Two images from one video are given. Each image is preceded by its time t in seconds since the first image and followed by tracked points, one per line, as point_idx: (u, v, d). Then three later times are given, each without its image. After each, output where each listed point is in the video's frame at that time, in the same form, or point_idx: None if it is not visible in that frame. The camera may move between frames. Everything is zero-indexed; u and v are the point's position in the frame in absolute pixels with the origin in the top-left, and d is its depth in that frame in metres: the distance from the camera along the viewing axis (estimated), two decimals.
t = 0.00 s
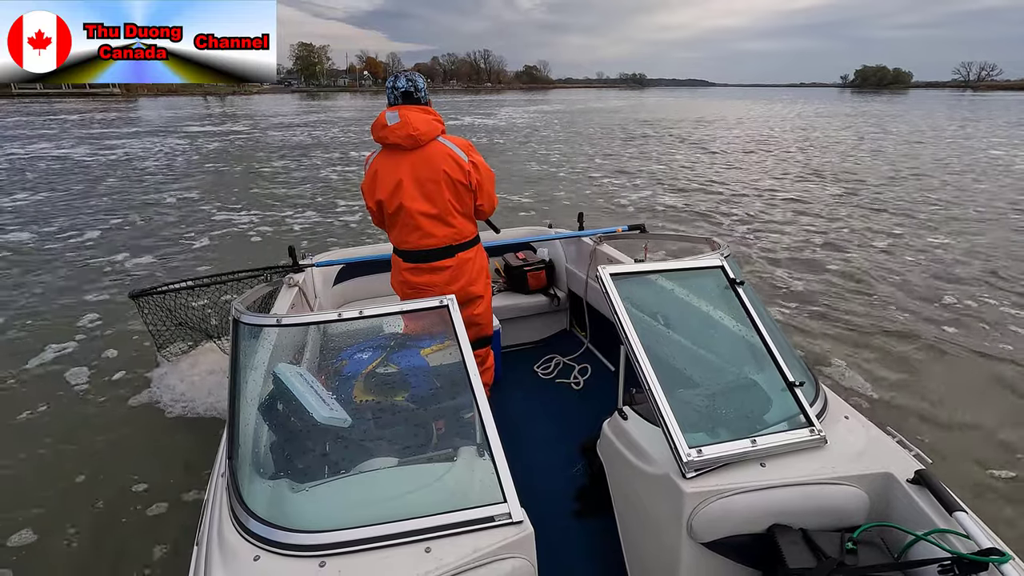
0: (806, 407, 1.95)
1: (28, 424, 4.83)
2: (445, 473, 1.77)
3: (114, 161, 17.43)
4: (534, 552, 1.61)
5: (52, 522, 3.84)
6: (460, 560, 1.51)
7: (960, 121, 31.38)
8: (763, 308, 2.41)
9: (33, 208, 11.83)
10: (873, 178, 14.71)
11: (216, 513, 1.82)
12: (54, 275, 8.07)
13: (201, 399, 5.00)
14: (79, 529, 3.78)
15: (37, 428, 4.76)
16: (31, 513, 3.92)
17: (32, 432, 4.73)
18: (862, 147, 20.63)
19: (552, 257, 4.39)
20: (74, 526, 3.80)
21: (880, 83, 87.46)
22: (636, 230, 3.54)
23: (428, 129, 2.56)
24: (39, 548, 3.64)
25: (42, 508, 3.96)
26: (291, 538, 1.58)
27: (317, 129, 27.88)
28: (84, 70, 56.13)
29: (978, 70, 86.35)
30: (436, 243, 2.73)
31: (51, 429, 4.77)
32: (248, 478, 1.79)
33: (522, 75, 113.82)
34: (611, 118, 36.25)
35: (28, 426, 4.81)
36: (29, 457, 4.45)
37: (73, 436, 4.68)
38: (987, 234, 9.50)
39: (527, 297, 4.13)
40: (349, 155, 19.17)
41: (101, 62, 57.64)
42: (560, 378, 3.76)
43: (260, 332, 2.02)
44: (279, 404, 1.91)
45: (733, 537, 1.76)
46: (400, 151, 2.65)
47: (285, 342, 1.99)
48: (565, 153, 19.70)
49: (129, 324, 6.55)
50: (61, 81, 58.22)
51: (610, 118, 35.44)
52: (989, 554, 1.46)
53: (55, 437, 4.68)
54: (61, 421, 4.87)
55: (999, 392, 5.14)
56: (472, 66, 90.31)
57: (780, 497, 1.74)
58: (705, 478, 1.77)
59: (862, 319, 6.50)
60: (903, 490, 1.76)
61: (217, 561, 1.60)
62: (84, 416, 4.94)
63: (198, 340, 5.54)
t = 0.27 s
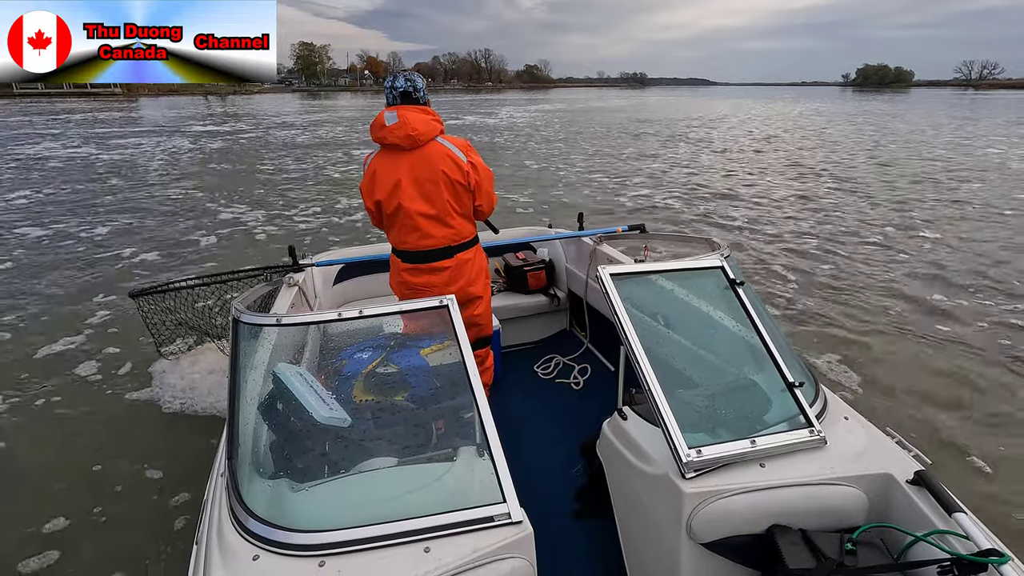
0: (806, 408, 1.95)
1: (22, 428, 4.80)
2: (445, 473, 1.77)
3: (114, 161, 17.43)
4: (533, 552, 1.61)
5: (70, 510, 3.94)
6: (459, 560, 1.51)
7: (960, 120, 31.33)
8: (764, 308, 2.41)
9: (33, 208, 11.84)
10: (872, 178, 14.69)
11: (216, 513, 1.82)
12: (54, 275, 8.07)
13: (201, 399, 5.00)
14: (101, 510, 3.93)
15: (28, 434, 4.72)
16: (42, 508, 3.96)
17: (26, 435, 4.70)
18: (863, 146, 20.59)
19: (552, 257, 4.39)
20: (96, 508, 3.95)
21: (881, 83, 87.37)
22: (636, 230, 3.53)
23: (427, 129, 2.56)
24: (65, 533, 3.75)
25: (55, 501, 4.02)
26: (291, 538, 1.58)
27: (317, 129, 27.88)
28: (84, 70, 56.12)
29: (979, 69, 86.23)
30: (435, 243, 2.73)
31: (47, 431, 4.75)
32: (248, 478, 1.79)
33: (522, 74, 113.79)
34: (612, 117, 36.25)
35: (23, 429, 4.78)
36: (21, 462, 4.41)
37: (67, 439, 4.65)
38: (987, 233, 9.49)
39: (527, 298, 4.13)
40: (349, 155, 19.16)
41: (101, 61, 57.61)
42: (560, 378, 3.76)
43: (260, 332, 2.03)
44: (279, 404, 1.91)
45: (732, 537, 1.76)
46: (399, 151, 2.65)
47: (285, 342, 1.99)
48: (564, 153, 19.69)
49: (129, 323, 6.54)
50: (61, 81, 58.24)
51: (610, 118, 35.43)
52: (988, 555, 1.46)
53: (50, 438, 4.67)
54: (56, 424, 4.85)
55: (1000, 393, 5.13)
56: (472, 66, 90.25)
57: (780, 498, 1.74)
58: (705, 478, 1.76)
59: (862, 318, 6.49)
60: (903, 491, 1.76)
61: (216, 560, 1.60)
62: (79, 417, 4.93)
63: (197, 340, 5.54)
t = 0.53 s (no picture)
0: (805, 410, 1.95)
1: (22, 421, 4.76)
2: (443, 473, 1.77)
3: (114, 158, 17.42)
4: (531, 553, 1.61)
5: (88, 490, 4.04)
6: (456, 560, 1.51)
7: (962, 119, 31.24)
8: (763, 310, 2.41)
9: (34, 204, 11.82)
10: (874, 176, 14.65)
11: (215, 510, 1.83)
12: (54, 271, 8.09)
13: (200, 395, 5.01)
14: (121, 489, 4.05)
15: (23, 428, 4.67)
16: (55, 493, 4.02)
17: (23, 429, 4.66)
18: (866, 145, 20.52)
19: (552, 257, 4.39)
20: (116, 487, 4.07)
21: (884, 82, 87.16)
22: (636, 230, 3.53)
23: (425, 129, 2.56)
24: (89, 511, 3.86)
25: (69, 485, 4.08)
26: (289, 536, 1.58)
27: (318, 126, 27.88)
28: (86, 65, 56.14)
29: (983, 69, 86.01)
30: (434, 243, 2.73)
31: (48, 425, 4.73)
32: (246, 476, 1.79)
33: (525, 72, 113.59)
34: (613, 116, 36.21)
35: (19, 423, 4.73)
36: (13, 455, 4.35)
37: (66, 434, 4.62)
38: (987, 232, 9.46)
39: (527, 297, 4.13)
40: (349, 152, 19.16)
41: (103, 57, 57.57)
42: (559, 378, 3.76)
43: (260, 331, 2.03)
44: (278, 402, 1.91)
45: (730, 539, 1.76)
46: (397, 150, 2.64)
47: (284, 340, 1.99)
48: (565, 151, 19.66)
49: (128, 319, 6.55)
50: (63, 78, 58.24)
51: (611, 116, 35.39)
52: (985, 559, 1.46)
53: (44, 431, 4.64)
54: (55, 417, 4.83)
55: (1001, 393, 5.12)
56: (474, 63, 90.18)
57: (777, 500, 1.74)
58: (703, 480, 1.77)
59: (862, 319, 6.48)
60: (901, 494, 1.76)
61: (215, 558, 1.60)
62: (76, 411, 4.90)
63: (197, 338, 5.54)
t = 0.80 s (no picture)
0: (804, 411, 1.95)
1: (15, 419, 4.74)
2: (442, 473, 1.77)
3: (113, 155, 17.39)
4: (530, 553, 1.61)
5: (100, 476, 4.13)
6: (455, 560, 1.51)
7: (962, 120, 31.27)
8: (763, 311, 2.40)
9: (32, 201, 11.80)
10: (873, 177, 14.66)
11: (214, 508, 1.83)
12: (52, 268, 8.08)
13: (200, 394, 5.01)
14: (131, 474, 4.14)
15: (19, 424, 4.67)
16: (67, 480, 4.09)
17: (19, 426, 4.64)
18: (865, 146, 20.53)
19: (552, 257, 4.39)
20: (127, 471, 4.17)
21: (884, 83, 87.19)
22: (636, 230, 3.53)
23: (423, 129, 2.56)
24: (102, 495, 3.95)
25: (79, 473, 4.15)
26: (289, 535, 1.58)
27: (318, 124, 27.87)
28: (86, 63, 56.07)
29: (983, 71, 86.07)
30: (433, 243, 2.73)
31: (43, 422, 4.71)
32: (246, 475, 1.79)
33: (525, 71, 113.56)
34: (613, 115, 36.21)
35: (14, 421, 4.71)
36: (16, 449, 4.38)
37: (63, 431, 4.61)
38: (987, 233, 9.47)
39: (527, 297, 4.13)
40: (349, 151, 19.15)
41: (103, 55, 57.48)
42: (559, 378, 3.76)
43: (260, 330, 2.03)
44: (278, 401, 1.91)
45: (729, 539, 1.76)
46: (395, 150, 2.64)
47: (284, 340, 1.99)
48: (565, 150, 19.66)
49: (127, 317, 6.54)
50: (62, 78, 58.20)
51: (611, 115, 35.40)
52: (984, 560, 1.46)
53: (53, 422, 4.72)
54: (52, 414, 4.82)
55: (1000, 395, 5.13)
56: (474, 62, 90.16)
57: (777, 501, 1.74)
58: (702, 480, 1.77)
59: (862, 319, 6.49)
60: (900, 495, 1.76)
61: (214, 557, 1.61)
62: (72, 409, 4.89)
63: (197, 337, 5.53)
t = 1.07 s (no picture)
0: (806, 407, 1.96)
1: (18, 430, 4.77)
2: (445, 473, 1.77)
3: (111, 160, 17.38)
4: (534, 552, 1.61)
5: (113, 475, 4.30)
6: (460, 560, 1.51)
7: (957, 123, 31.45)
8: (764, 308, 2.41)
9: (30, 206, 11.79)
10: (870, 180, 14.74)
11: (216, 513, 1.82)
12: (52, 273, 8.08)
13: (201, 400, 5.00)
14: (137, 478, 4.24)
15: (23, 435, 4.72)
16: (80, 481, 4.25)
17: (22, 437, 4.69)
18: (862, 149, 20.61)
19: (552, 257, 4.39)
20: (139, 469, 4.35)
21: (879, 85, 87.57)
22: (636, 229, 3.53)
23: (422, 130, 2.56)
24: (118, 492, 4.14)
25: (91, 474, 4.31)
26: (292, 538, 1.58)
27: (316, 128, 27.89)
28: (83, 69, 56.10)
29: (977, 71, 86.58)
30: (431, 245, 2.73)
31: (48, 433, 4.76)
32: (248, 479, 1.79)
33: (521, 74, 113.77)
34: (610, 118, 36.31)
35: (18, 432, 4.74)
36: (24, 456, 4.48)
37: (68, 440, 4.69)
38: (983, 236, 9.53)
39: (527, 297, 4.13)
40: (347, 155, 19.18)
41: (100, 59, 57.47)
42: (560, 378, 3.76)
43: (261, 333, 2.02)
44: (279, 404, 1.91)
45: (732, 536, 1.76)
46: (393, 152, 2.65)
47: (285, 342, 1.98)
48: (563, 154, 19.71)
49: (128, 322, 6.56)
50: (60, 76, 58.07)
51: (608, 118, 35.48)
52: (989, 553, 1.46)
53: (59, 432, 4.78)
54: (54, 425, 4.86)
55: (999, 395, 5.15)
56: (471, 66, 90.40)
57: (781, 497, 1.74)
58: (705, 477, 1.77)
59: (861, 319, 6.51)
60: (903, 489, 1.76)
61: (217, 560, 1.60)
62: (75, 420, 4.93)
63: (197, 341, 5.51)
